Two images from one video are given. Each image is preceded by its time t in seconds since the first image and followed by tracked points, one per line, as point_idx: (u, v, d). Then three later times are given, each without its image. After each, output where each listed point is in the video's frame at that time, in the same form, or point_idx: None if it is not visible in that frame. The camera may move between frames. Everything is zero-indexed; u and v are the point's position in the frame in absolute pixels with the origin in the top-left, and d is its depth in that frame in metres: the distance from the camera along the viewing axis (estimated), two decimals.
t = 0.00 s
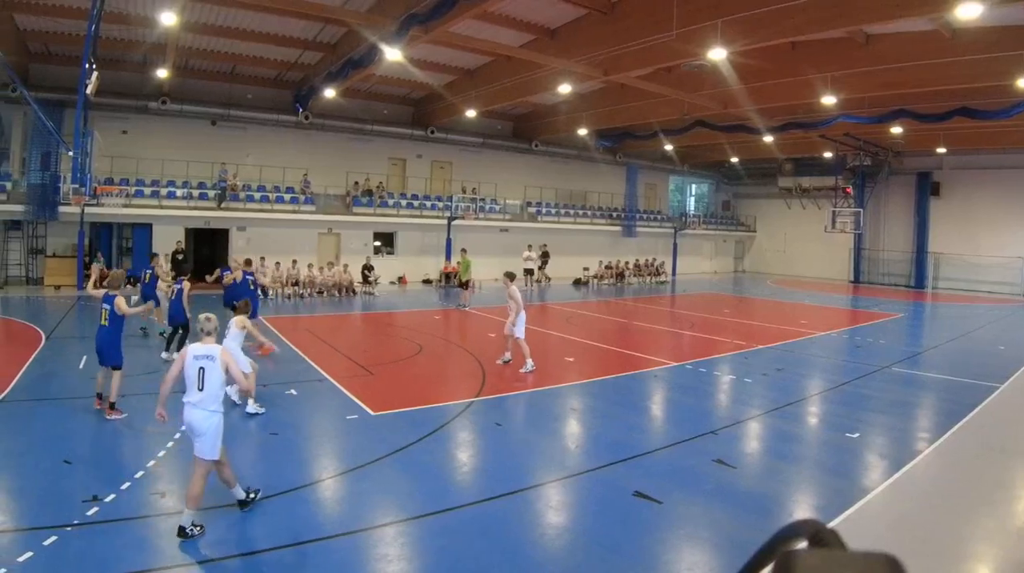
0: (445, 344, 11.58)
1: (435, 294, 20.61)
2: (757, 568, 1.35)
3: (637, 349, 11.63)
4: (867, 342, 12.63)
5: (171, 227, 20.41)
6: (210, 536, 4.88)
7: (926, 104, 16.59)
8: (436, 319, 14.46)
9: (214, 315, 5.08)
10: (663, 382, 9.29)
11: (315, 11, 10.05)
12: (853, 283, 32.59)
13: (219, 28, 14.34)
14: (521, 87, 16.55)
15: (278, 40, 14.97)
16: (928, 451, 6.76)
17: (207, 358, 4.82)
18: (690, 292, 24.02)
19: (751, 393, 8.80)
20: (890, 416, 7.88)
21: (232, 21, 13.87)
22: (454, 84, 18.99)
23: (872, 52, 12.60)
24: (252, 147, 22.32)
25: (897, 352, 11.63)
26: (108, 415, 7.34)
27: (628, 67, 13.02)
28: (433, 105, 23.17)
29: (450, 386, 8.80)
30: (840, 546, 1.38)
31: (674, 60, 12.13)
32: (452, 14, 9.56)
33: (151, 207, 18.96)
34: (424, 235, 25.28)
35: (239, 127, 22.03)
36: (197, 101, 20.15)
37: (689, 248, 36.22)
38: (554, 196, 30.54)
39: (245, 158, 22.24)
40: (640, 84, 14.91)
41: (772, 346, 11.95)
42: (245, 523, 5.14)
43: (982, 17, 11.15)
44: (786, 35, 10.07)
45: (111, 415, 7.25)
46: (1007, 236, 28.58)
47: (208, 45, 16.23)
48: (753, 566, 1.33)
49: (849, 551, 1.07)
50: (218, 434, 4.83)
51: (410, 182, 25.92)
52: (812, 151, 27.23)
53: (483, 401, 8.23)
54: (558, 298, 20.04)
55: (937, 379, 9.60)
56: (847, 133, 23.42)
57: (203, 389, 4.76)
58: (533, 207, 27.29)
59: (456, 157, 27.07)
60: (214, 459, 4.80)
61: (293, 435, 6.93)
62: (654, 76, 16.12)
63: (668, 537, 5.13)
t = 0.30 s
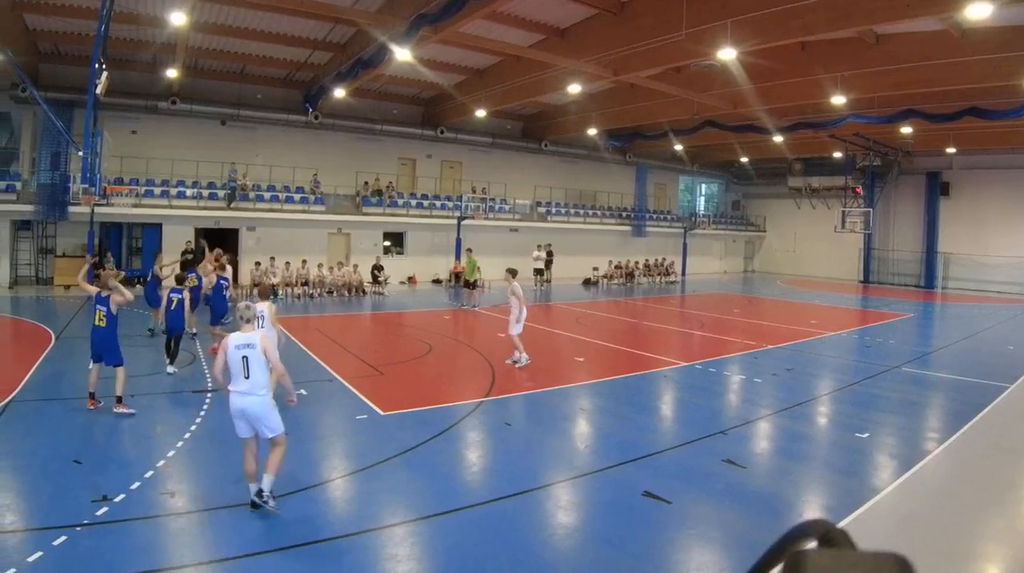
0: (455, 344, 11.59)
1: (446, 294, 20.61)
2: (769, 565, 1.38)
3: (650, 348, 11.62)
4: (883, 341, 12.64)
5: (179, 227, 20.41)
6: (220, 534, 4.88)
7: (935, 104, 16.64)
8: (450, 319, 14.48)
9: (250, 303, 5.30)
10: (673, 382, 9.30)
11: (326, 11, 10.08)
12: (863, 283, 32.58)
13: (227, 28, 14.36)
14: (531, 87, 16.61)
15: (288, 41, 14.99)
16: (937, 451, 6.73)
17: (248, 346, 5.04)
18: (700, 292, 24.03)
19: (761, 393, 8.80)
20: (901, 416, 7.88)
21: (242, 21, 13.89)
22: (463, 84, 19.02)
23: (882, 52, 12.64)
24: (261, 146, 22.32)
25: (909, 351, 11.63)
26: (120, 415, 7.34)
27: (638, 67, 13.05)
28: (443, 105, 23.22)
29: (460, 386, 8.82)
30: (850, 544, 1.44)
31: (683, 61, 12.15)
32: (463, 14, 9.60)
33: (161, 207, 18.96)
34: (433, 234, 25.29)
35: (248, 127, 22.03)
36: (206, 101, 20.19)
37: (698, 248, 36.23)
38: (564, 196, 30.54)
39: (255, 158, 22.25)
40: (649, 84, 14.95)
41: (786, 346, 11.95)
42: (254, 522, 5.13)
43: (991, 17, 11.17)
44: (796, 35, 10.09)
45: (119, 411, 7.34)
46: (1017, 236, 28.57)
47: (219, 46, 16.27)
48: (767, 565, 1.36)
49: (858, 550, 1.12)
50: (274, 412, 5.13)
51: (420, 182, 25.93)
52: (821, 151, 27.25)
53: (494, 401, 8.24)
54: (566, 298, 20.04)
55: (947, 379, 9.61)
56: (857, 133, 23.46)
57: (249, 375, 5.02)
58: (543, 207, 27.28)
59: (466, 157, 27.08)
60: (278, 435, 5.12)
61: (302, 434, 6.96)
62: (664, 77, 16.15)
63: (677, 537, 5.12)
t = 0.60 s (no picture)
0: (455, 344, 11.58)
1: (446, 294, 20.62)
2: (768, 567, 1.37)
3: (648, 349, 11.63)
4: (883, 342, 12.64)
5: (179, 227, 20.41)
6: (221, 535, 4.88)
7: (935, 104, 16.66)
8: (449, 319, 14.49)
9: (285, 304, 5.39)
10: (673, 382, 9.30)
11: (326, 11, 10.07)
12: (863, 283, 32.59)
13: (227, 28, 14.37)
14: (531, 87, 16.61)
15: (287, 41, 14.98)
16: (937, 451, 6.73)
17: (284, 349, 5.15)
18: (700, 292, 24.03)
19: (760, 393, 8.81)
20: (901, 416, 7.90)
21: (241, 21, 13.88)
22: (463, 84, 19.02)
23: (882, 52, 12.65)
24: (261, 146, 22.32)
25: (908, 351, 11.64)
26: (121, 416, 7.34)
27: (638, 67, 13.06)
28: (442, 105, 23.22)
29: (460, 386, 8.83)
30: (850, 545, 1.44)
31: (684, 61, 12.15)
32: (463, 14, 9.61)
33: (161, 207, 18.96)
34: (432, 235, 25.29)
35: (248, 127, 22.04)
36: (206, 101, 20.19)
37: (697, 248, 36.24)
38: (563, 196, 30.55)
39: (255, 158, 22.26)
40: (649, 84, 14.95)
41: (786, 346, 11.95)
42: (255, 523, 5.12)
43: (992, 17, 11.18)
44: (796, 35, 10.10)
45: (115, 406, 7.50)
46: (1016, 236, 28.58)
47: (218, 45, 16.25)
48: (765, 566, 1.36)
49: (855, 553, 1.12)
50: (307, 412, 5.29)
51: (420, 182, 25.94)
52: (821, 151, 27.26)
53: (494, 401, 8.24)
54: (566, 298, 20.04)
55: (947, 378, 9.61)
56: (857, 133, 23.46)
57: (285, 377, 5.15)
58: (543, 207, 27.28)
59: (466, 157, 27.09)
60: (310, 434, 5.30)
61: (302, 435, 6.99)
62: (663, 77, 16.15)
63: (678, 537, 5.12)
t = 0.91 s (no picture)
0: (455, 344, 11.59)
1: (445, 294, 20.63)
2: (769, 567, 1.37)
3: (648, 349, 11.64)
4: (882, 342, 12.64)
5: (179, 227, 20.40)
6: (222, 534, 4.88)
7: (935, 104, 16.65)
8: (449, 319, 14.49)
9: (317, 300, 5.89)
10: (673, 382, 9.31)
11: (326, 12, 10.06)
12: (863, 283, 32.59)
13: (227, 28, 14.37)
14: (531, 87, 16.61)
15: (287, 40, 14.97)
16: (937, 451, 6.73)
17: (317, 339, 5.63)
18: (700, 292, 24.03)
19: (761, 393, 8.81)
20: (901, 416, 7.90)
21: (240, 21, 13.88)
22: (463, 84, 19.02)
23: (882, 52, 12.65)
24: (261, 146, 22.32)
25: (908, 351, 11.64)
26: (120, 416, 7.34)
27: (638, 67, 13.06)
28: (442, 105, 23.23)
29: (460, 386, 8.83)
30: (850, 546, 1.43)
31: (685, 60, 12.15)
32: (463, 14, 9.60)
33: (161, 207, 18.95)
34: (432, 234, 25.29)
35: (248, 126, 22.04)
36: (206, 101, 20.18)
37: (697, 248, 36.24)
38: (563, 196, 30.55)
39: (255, 158, 22.26)
40: (649, 84, 14.95)
41: (786, 346, 11.96)
42: (256, 523, 5.13)
43: (992, 17, 11.17)
44: (796, 36, 10.10)
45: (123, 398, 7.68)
46: (1016, 236, 28.57)
47: (218, 45, 16.24)
48: (766, 566, 1.36)
49: (854, 551, 1.12)
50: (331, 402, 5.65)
51: (420, 182, 25.94)
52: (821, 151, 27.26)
53: (494, 401, 8.24)
54: (566, 298, 20.04)
55: (947, 378, 9.61)
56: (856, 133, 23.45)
57: (316, 365, 5.59)
58: (543, 207, 27.26)
59: (466, 157, 27.09)
60: (333, 423, 5.63)
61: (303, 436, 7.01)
62: (663, 77, 16.15)
63: (678, 537, 5.12)
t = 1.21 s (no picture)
0: (455, 344, 11.59)
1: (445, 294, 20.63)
2: (769, 565, 1.37)
3: (647, 348, 11.64)
4: (883, 342, 12.64)
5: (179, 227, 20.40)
6: (223, 534, 4.89)
7: (935, 104, 16.65)
8: (449, 319, 14.50)
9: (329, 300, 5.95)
10: (673, 382, 9.30)
11: (326, 11, 10.06)
12: (863, 283, 32.59)
13: (227, 28, 14.37)
14: (531, 87, 16.61)
15: (287, 41, 14.97)
16: (937, 451, 6.73)
17: (334, 337, 5.67)
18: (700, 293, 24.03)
19: (760, 393, 8.81)
20: (900, 416, 7.90)
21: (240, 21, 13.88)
22: (463, 84, 19.01)
23: (882, 52, 12.64)
24: (261, 146, 22.33)
25: (909, 351, 11.64)
26: (119, 416, 7.34)
27: (638, 67, 13.06)
28: (442, 105, 23.24)
29: (460, 386, 8.83)
30: (849, 545, 1.44)
31: (685, 60, 12.15)
32: (463, 14, 9.60)
33: (161, 207, 18.96)
34: (432, 234, 25.29)
35: (248, 126, 22.04)
36: (206, 101, 20.18)
37: (697, 248, 36.25)
38: (563, 196, 30.56)
39: (255, 158, 22.26)
40: (649, 84, 14.96)
41: (786, 346, 11.96)
42: (257, 522, 5.13)
43: (992, 17, 11.16)
44: (796, 35, 10.09)
45: (151, 402, 7.83)
46: (1016, 236, 28.57)
47: (218, 45, 16.23)
48: (765, 563, 1.36)
49: (855, 550, 1.12)
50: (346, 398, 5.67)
51: (420, 182, 25.94)
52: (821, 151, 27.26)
53: (494, 401, 8.24)
54: (566, 298, 20.04)
55: (947, 378, 9.61)
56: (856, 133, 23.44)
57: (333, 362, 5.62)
58: (543, 207, 27.25)
59: (466, 157, 27.10)
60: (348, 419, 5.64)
61: (303, 435, 7.02)
62: (663, 77, 16.15)
63: (677, 537, 5.12)
